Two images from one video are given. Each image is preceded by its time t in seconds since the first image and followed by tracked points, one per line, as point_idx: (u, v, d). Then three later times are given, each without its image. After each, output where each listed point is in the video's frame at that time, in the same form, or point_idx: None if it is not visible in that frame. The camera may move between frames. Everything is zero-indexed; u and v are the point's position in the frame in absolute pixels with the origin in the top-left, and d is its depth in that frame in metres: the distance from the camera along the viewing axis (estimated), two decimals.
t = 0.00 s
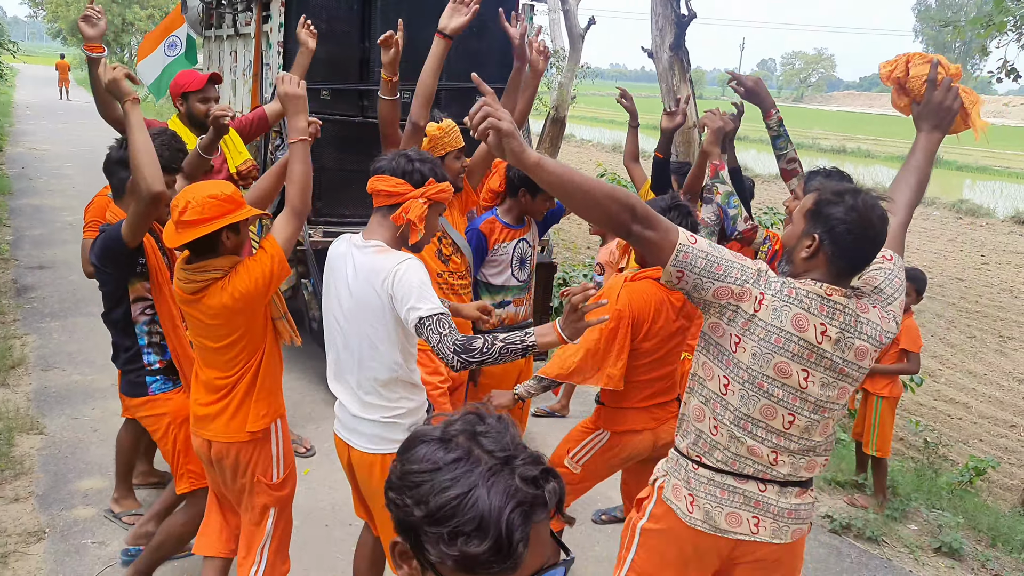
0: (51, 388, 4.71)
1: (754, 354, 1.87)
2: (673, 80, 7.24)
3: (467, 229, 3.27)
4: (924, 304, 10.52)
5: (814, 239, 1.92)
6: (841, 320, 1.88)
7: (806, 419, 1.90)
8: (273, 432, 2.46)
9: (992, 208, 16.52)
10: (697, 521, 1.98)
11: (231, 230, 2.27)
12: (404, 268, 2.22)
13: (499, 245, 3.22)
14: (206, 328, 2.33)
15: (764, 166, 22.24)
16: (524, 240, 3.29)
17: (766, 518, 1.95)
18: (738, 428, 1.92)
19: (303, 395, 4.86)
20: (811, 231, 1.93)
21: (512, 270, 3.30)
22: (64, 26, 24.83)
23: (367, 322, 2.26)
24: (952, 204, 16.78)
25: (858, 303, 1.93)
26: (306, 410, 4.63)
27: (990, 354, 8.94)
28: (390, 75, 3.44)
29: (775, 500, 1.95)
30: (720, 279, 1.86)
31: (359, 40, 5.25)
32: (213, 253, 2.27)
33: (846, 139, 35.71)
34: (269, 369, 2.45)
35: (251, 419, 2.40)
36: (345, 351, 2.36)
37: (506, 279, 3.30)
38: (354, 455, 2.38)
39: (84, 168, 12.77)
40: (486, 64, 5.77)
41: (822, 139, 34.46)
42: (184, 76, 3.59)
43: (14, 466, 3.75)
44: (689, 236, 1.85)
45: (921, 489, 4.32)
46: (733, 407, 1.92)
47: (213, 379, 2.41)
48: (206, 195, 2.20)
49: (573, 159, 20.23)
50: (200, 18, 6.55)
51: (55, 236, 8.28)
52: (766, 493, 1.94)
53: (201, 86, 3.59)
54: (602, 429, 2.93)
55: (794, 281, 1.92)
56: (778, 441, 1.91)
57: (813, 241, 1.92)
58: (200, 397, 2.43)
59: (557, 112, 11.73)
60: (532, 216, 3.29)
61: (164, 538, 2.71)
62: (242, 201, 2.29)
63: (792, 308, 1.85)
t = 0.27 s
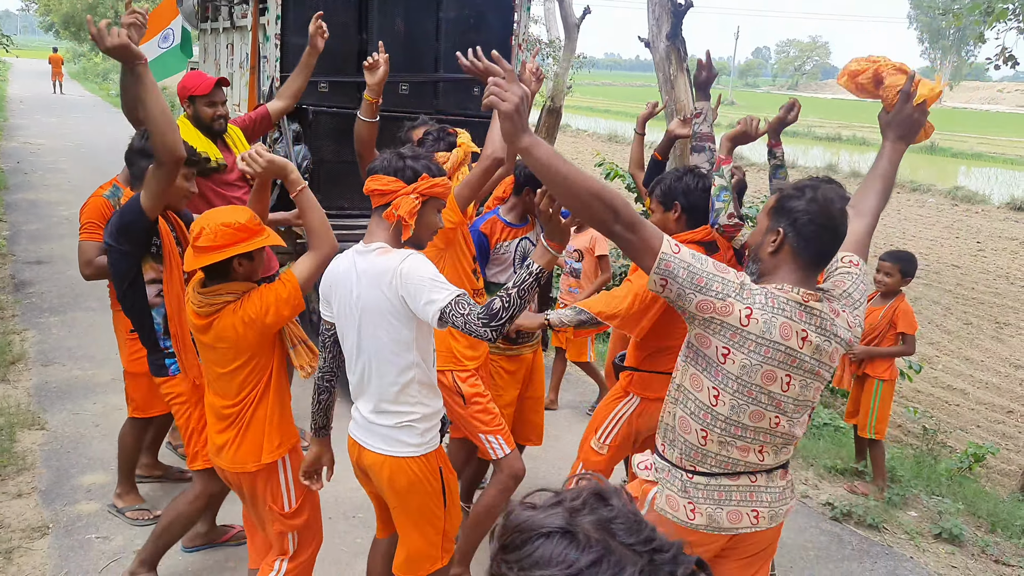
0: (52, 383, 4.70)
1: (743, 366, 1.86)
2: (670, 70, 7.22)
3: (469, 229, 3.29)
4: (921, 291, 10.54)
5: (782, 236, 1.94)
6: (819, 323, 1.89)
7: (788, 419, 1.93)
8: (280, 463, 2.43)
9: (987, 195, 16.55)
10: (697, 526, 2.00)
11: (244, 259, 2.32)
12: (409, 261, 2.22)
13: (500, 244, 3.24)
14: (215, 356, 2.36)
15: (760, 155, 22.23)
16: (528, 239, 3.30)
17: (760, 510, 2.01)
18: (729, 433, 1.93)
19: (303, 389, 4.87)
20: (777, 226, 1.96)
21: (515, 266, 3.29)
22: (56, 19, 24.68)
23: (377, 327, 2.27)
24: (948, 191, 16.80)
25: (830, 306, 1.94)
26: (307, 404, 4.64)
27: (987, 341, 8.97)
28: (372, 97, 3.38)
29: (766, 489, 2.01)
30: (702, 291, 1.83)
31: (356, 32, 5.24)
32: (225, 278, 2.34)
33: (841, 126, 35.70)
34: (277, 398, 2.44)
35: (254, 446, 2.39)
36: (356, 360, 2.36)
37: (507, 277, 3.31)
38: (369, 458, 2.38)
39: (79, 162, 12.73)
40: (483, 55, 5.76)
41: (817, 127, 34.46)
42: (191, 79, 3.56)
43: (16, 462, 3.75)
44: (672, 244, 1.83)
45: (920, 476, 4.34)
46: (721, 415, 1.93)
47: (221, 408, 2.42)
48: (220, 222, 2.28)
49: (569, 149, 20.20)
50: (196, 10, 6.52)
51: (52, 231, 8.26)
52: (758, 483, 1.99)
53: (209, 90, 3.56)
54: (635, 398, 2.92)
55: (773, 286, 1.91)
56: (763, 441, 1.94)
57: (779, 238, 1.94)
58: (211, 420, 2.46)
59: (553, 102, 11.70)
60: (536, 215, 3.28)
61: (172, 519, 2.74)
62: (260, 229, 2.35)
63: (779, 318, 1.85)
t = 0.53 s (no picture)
0: (52, 377, 4.68)
1: (696, 317, 1.95)
2: (669, 56, 7.17)
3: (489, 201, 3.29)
4: (921, 276, 10.53)
5: (750, 201, 2.03)
6: (779, 280, 1.94)
7: (751, 376, 1.96)
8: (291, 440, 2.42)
9: (985, 178, 16.53)
10: (674, 489, 2.01)
11: (242, 228, 2.27)
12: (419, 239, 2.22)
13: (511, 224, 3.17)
14: (215, 330, 2.32)
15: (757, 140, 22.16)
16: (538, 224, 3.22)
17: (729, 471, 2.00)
18: (706, 393, 1.96)
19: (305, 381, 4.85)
20: (743, 192, 2.05)
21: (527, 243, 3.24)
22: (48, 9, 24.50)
23: (389, 311, 2.25)
24: (946, 175, 16.77)
25: (795, 263, 1.99)
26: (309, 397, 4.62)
27: (987, 325, 8.97)
28: (366, 54, 3.39)
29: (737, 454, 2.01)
30: (669, 249, 1.94)
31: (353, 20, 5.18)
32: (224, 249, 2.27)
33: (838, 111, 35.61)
34: (283, 370, 2.43)
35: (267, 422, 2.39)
36: (367, 348, 2.32)
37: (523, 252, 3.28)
38: (378, 447, 2.36)
39: (74, 154, 12.66)
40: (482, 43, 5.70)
41: (814, 112, 34.37)
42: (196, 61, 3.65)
43: (18, 457, 3.73)
44: (654, 201, 1.94)
45: (924, 462, 4.34)
46: (676, 367, 1.99)
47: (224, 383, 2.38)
48: (212, 190, 2.23)
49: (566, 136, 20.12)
50: None
51: (48, 224, 8.21)
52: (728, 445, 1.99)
53: (212, 69, 3.63)
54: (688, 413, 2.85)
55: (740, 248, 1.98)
56: (733, 401, 1.96)
57: (748, 203, 2.03)
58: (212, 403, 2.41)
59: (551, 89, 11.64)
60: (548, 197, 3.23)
61: (190, 520, 2.70)
62: (256, 197, 2.31)
63: (733, 275, 1.92)
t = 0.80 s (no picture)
0: (56, 370, 4.65)
1: (679, 321, 1.99)
2: (670, 31, 7.06)
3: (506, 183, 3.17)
4: (925, 248, 10.47)
5: (706, 191, 2.10)
6: (753, 275, 2.01)
7: (734, 369, 2.04)
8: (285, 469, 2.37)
9: (987, 148, 16.41)
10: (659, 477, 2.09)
11: (244, 248, 2.24)
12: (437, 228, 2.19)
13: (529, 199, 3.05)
14: (214, 353, 2.30)
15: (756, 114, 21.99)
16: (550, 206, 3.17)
17: (721, 459, 2.10)
18: (679, 382, 2.05)
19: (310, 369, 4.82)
20: (700, 181, 2.12)
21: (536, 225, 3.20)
22: None
23: (415, 307, 2.23)
24: (947, 146, 16.65)
25: (761, 253, 2.06)
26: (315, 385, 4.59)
27: (992, 297, 8.93)
28: (371, 75, 3.24)
29: (726, 439, 2.11)
30: (643, 244, 2.00)
31: (349, 1, 5.08)
32: (225, 270, 2.25)
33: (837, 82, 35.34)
34: (279, 397, 2.40)
35: (260, 447, 2.34)
36: (388, 350, 2.28)
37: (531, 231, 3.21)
38: (392, 441, 2.34)
39: (69, 141, 12.55)
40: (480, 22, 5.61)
41: (812, 84, 34.11)
42: (202, 56, 3.66)
43: (24, 452, 3.71)
44: (627, 192, 2.02)
45: (935, 438, 4.31)
46: (670, 368, 2.04)
47: (217, 406, 2.35)
48: (214, 210, 2.18)
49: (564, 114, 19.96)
50: None
51: (46, 214, 8.15)
52: (718, 433, 2.09)
53: (218, 62, 3.61)
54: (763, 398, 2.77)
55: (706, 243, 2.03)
56: (715, 391, 2.06)
57: (704, 193, 2.10)
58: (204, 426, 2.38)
59: (548, 66, 11.50)
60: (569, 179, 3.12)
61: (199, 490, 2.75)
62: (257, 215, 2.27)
63: (712, 275, 1.96)
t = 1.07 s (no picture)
0: (59, 374, 4.62)
1: (663, 306, 2.02)
2: (671, 21, 7.00)
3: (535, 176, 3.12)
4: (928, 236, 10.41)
5: (684, 178, 2.12)
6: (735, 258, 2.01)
7: (719, 349, 2.06)
8: (264, 460, 2.32)
9: (988, 133, 16.34)
10: (638, 455, 2.14)
11: (224, 238, 2.24)
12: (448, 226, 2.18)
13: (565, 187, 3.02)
14: (187, 344, 2.27)
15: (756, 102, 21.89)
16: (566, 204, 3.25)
17: (688, 445, 2.13)
18: (663, 364, 2.07)
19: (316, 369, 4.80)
20: (678, 169, 2.15)
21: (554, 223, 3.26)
22: None
23: (434, 310, 2.22)
24: (948, 132, 16.57)
25: (745, 232, 2.05)
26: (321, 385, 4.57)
27: (996, 284, 8.89)
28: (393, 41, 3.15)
29: (697, 427, 2.13)
30: (624, 235, 2.03)
31: None
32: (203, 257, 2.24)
33: (836, 69, 35.19)
34: (253, 394, 2.32)
35: (236, 439, 2.29)
36: (405, 356, 2.27)
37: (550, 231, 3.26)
38: (418, 445, 2.32)
39: (67, 140, 12.49)
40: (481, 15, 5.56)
41: (811, 71, 33.97)
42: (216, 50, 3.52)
43: (30, 458, 3.68)
44: (610, 185, 2.03)
45: (945, 429, 4.29)
46: (652, 348, 2.08)
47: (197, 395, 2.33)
48: (210, 198, 2.22)
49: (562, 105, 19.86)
50: None
51: (45, 214, 8.10)
52: (689, 420, 2.12)
53: (234, 58, 3.50)
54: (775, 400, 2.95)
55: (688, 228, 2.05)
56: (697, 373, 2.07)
57: (682, 180, 2.12)
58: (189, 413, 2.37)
59: (548, 58, 11.42)
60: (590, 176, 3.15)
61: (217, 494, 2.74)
62: (242, 208, 2.25)
63: (692, 259, 1.99)
